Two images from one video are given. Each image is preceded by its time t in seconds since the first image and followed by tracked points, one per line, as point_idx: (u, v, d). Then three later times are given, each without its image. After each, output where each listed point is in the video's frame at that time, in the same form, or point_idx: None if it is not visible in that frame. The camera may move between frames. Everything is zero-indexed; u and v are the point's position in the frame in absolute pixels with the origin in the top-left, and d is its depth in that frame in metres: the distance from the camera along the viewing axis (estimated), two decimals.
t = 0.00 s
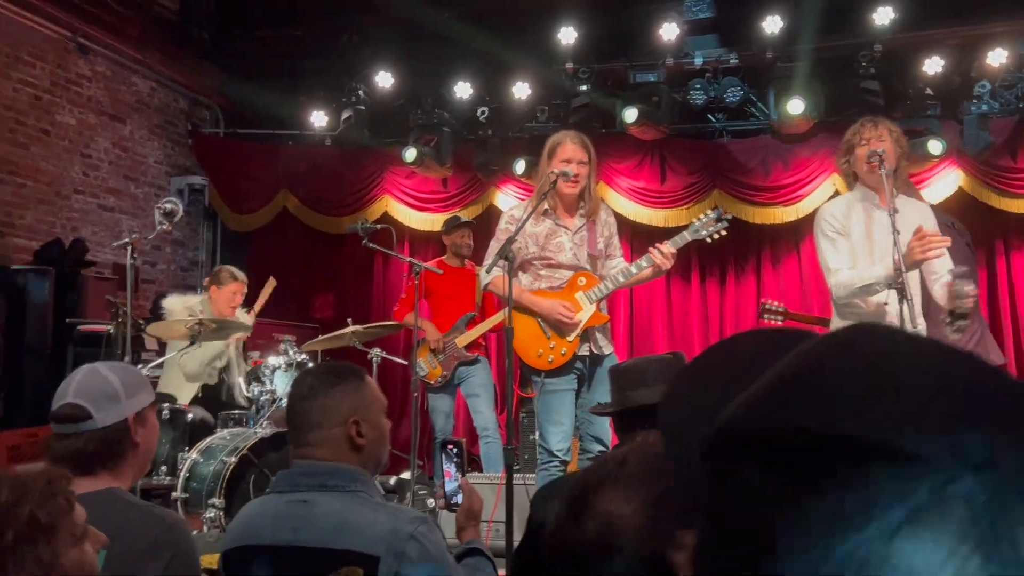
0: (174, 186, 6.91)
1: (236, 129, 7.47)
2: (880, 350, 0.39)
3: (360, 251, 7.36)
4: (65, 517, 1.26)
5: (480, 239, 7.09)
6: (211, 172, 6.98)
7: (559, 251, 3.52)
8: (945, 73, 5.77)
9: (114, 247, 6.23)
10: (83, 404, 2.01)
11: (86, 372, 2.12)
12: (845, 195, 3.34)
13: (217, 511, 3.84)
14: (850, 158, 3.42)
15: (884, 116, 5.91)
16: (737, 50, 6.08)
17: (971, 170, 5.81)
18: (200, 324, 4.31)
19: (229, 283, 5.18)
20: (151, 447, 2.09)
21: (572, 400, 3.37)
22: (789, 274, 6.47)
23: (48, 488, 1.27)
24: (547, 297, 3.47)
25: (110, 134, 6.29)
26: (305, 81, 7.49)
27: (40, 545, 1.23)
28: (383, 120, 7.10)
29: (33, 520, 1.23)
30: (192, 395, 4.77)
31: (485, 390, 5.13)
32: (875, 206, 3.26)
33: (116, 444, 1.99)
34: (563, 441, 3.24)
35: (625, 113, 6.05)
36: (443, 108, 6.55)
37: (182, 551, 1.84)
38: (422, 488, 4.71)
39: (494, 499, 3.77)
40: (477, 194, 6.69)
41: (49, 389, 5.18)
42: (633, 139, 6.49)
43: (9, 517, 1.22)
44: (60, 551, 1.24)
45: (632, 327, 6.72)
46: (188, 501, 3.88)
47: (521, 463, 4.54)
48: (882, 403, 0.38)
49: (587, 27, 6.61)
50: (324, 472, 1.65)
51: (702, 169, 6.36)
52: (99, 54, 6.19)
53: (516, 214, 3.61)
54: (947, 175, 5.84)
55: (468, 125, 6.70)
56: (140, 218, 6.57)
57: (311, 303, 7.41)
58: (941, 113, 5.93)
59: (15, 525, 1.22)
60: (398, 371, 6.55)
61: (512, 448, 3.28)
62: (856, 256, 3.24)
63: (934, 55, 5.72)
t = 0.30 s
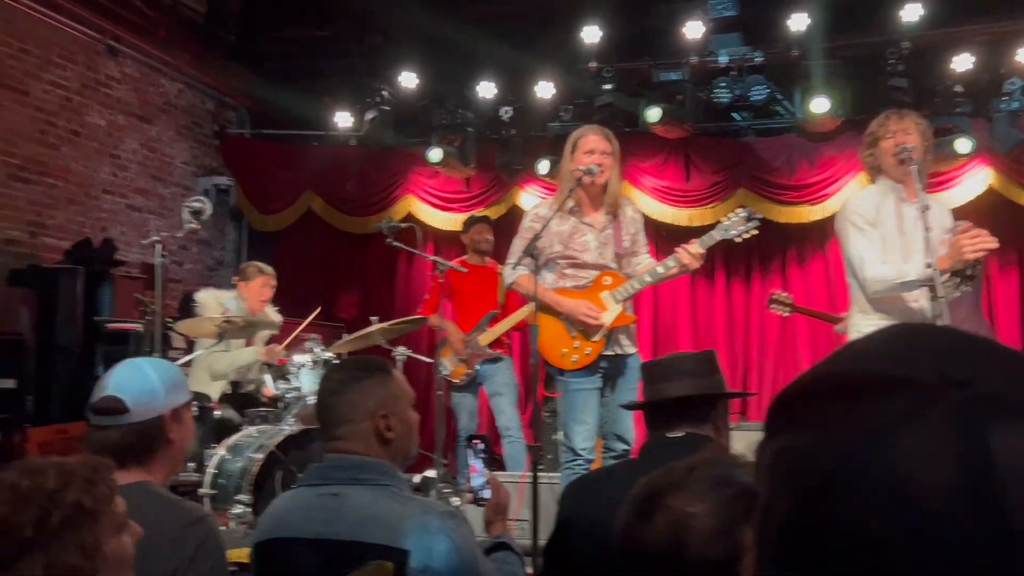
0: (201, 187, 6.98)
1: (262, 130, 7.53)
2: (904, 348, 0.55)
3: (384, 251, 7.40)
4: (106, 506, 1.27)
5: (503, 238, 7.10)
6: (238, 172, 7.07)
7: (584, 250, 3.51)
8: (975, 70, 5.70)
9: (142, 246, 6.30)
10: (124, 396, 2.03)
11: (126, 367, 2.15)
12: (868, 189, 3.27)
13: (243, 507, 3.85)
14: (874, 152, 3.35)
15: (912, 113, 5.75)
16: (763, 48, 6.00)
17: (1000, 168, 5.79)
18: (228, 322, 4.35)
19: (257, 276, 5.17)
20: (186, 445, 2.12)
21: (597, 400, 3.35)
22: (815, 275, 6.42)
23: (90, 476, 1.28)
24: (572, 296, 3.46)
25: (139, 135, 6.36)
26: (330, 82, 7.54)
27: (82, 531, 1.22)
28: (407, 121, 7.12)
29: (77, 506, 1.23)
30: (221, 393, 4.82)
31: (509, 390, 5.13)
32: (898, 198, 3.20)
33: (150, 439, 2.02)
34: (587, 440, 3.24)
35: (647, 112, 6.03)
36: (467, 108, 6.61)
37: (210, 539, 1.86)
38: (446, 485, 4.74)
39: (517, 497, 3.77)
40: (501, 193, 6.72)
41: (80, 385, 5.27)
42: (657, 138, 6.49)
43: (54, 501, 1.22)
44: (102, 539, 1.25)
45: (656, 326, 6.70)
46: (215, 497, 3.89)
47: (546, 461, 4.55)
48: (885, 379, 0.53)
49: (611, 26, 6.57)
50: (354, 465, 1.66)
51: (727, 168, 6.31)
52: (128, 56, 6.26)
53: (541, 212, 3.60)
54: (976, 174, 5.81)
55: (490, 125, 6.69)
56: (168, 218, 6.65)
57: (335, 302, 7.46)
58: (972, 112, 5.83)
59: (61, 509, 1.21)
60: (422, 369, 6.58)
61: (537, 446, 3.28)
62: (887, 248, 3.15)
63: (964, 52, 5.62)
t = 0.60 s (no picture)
0: (208, 188, 6.97)
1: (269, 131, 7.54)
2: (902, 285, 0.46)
3: (392, 251, 7.42)
4: (128, 500, 1.28)
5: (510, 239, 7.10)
6: (245, 172, 7.04)
7: (593, 249, 3.51)
8: (984, 72, 5.66)
9: (150, 247, 6.31)
10: (127, 395, 2.04)
11: (136, 365, 2.16)
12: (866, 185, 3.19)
13: (251, 506, 3.86)
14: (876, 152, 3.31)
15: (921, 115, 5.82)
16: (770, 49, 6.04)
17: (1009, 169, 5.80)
18: (236, 322, 4.34)
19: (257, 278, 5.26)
20: (193, 443, 2.12)
21: (606, 400, 3.35)
22: (823, 274, 6.41)
23: (113, 472, 1.30)
24: (582, 296, 3.45)
25: (148, 136, 6.38)
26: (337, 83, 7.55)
27: (106, 527, 1.24)
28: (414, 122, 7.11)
29: (102, 502, 1.24)
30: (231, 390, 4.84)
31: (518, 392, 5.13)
32: (899, 197, 3.15)
33: (156, 437, 2.03)
34: (597, 441, 3.24)
35: (653, 114, 6.04)
36: (475, 109, 6.59)
37: (214, 533, 1.85)
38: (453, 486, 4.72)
39: (526, 499, 3.74)
40: (508, 195, 6.71)
41: (87, 384, 5.28)
42: (665, 139, 6.47)
43: (79, 497, 1.23)
44: (126, 533, 1.26)
45: (663, 326, 6.66)
46: (223, 496, 3.91)
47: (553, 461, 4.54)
48: (879, 319, 0.45)
49: (619, 26, 6.57)
50: (366, 464, 1.65)
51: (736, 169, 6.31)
52: (137, 57, 6.27)
53: (550, 212, 3.61)
54: (987, 174, 5.80)
55: (498, 126, 6.69)
56: (176, 219, 6.65)
57: (342, 303, 7.47)
58: (981, 113, 5.80)
59: (86, 505, 1.23)
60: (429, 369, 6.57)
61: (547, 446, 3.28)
62: (887, 244, 3.07)
63: (973, 53, 5.62)
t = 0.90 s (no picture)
0: (209, 189, 6.94)
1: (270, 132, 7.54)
2: (888, 291, 0.42)
3: (392, 253, 7.41)
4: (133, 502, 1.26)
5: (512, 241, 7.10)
6: (246, 173, 7.03)
7: (595, 250, 3.50)
8: (985, 75, 5.66)
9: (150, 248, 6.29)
10: (114, 396, 2.02)
11: (127, 366, 2.15)
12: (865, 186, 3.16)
13: (250, 509, 3.85)
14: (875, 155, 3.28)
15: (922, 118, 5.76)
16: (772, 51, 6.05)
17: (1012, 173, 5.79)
18: (237, 322, 4.30)
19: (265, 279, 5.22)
20: (186, 445, 2.11)
21: (609, 401, 3.35)
22: (824, 277, 6.40)
23: (120, 473, 1.29)
24: (584, 297, 3.43)
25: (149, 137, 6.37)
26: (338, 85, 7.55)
27: (111, 528, 1.23)
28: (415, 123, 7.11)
29: (108, 502, 1.24)
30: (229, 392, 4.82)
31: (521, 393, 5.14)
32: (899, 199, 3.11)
33: (143, 438, 2.03)
34: (599, 444, 3.22)
35: (655, 117, 6.05)
36: (476, 111, 6.57)
37: (204, 543, 1.83)
38: (453, 489, 4.70)
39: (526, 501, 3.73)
40: (509, 196, 6.71)
41: (86, 386, 5.26)
42: (666, 141, 6.46)
43: (84, 496, 1.23)
44: (128, 535, 1.25)
45: (665, 328, 6.63)
46: (222, 499, 3.88)
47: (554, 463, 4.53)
48: (841, 302, 0.43)
49: (621, 29, 6.57)
50: (367, 466, 1.64)
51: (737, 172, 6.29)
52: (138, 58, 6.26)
53: (551, 214, 3.59)
54: (987, 178, 5.81)
55: (499, 128, 6.69)
56: (176, 220, 6.63)
57: (342, 305, 7.46)
58: (983, 116, 5.79)
59: (92, 503, 1.22)
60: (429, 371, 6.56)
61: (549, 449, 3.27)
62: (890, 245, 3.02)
63: (975, 56, 5.61)
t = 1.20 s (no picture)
0: (203, 192, 6.95)
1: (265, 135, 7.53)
2: (911, 288, 0.40)
3: (387, 257, 7.40)
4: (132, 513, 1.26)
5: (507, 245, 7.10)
6: (240, 178, 7.04)
7: (591, 254, 3.50)
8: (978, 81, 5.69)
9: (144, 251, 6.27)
10: (105, 399, 2.02)
11: (116, 370, 2.16)
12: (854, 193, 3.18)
13: (244, 513, 3.86)
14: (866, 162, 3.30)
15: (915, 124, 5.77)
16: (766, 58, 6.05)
17: (1003, 178, 5.82)
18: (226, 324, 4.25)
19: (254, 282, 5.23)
20: (178, 445, 2.11)
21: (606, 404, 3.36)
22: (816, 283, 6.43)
23: (121, 481, 1.29)
24: (581, 301, 3.44)
25: (142, 139, 6.35)
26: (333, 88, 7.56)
27: (105, 536, 1.23)
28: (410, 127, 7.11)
29: (104, 512, 1.24)
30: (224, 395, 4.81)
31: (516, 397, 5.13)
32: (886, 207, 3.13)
33: (136, 441, 2.03)
34: (596, 447, 3.23)
35: (648, 123, 6.07)
36: (471, 115, 6.57)
37: (201, 548, 1.83)
38: (448, 493, 4.69)
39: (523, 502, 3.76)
40: (503, 200, 6.72)
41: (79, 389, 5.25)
42: (661, 146, 6.48)
43: (81, 505, 1.23)
44: (126, 546, 1.25)
45: (659, 330, 6.69)
46: (216, 502, 3.89)
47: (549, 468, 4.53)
48: (877, 296, 0.41)
49: (616, 35, 6.57)
50: (366, 469, 1.65)
51: (731, 177, 6.31)
52: (131, 60, 6.24)
53: (547, 218, 3.59)
54: (980, 185, 5.84)
55: (494, 132, 6.69)
56: (170, 223, 6.61)
57: (337, 308, 7.45)
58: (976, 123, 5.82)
59: (88, 513, 1.22)
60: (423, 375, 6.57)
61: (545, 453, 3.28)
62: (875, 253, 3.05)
63: (967, 63, 5.64)
